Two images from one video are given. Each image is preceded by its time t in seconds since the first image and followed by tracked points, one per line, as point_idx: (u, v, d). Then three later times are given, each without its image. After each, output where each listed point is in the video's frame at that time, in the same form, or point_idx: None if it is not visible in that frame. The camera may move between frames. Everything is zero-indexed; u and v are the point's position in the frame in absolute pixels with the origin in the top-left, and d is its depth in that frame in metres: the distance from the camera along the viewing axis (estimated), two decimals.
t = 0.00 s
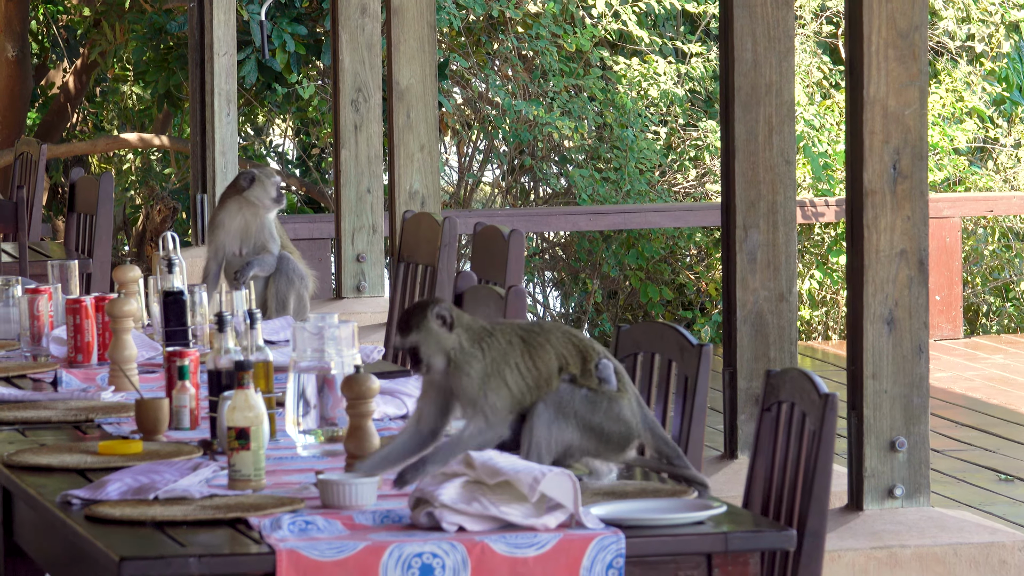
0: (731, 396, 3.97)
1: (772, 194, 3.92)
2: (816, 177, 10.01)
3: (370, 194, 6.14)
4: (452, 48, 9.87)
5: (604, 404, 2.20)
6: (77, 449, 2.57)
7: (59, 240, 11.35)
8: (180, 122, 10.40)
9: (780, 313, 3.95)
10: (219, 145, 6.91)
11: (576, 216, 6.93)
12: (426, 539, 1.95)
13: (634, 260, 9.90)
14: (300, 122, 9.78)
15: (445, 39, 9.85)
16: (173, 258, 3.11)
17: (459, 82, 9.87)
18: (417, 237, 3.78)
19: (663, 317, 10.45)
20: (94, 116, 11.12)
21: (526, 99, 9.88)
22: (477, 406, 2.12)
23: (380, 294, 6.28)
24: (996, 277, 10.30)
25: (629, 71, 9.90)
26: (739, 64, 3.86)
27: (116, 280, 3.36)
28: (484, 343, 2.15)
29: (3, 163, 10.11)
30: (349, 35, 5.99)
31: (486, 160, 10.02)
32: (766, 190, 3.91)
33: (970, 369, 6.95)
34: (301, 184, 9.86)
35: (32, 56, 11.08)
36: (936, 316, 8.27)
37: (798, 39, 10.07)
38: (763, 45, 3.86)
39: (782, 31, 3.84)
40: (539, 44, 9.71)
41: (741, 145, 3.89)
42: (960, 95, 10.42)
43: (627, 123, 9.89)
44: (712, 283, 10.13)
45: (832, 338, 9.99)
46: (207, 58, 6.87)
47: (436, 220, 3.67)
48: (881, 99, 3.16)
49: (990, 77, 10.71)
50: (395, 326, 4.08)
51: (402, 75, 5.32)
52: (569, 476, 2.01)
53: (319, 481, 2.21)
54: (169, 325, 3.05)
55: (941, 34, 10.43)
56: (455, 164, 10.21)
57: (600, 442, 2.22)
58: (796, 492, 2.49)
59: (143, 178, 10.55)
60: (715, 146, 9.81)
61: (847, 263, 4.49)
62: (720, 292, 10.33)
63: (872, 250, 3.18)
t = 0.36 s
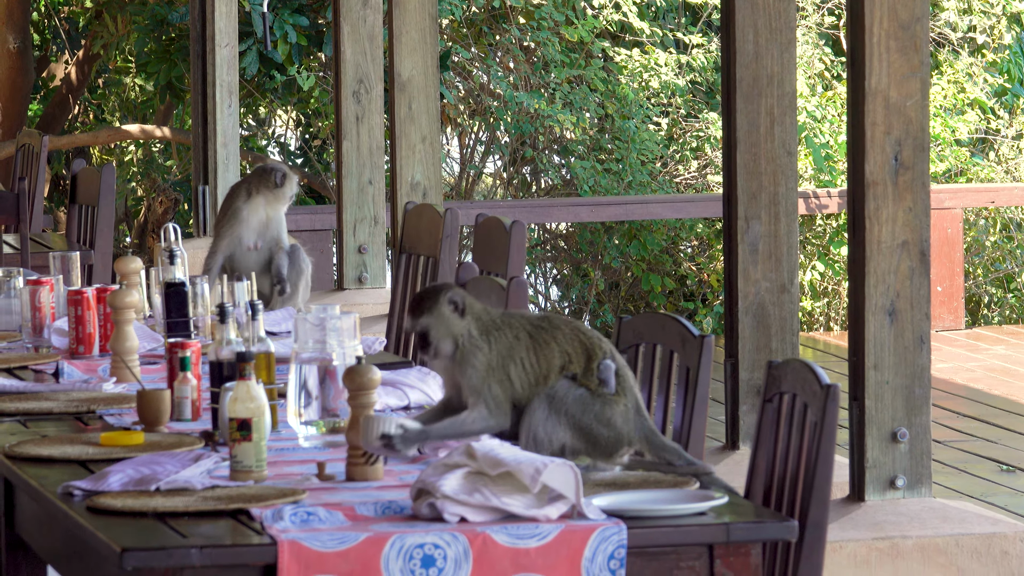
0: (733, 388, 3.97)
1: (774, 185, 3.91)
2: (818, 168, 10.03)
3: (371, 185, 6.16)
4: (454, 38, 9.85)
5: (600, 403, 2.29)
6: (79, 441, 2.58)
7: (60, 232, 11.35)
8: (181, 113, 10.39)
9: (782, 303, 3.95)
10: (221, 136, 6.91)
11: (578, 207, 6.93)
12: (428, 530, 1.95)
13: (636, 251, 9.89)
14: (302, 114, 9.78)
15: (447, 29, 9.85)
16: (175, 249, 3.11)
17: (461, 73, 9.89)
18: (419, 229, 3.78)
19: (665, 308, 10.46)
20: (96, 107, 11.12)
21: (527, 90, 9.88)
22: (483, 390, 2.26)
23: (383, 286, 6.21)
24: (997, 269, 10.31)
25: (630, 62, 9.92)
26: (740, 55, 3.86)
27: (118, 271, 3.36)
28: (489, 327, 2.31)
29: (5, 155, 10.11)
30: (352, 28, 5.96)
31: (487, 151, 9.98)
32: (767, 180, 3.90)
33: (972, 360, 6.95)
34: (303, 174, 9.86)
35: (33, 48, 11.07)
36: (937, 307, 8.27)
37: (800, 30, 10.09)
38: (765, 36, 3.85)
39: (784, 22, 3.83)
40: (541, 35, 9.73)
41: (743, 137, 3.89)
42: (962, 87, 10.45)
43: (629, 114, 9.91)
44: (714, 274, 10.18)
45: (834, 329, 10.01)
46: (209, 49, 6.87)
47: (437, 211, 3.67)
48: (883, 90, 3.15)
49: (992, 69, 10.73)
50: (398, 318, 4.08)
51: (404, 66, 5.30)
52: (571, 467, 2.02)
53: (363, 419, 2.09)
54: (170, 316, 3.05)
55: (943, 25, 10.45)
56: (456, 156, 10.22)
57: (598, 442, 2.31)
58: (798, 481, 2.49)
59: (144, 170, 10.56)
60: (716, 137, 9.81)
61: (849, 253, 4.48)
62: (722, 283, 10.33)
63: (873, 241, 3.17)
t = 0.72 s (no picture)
0: (731, 384, 3.96)
1: (772, 181, 3.91)
2: (815, 165, 10.03)
3: (369, 182, 6.13)
4: (451, 36, 9.94)
5: (604, 396, 2.47)
6: (76, 438, 2.57)
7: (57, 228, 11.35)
8: (179, 109, 10.38)
9: (779, 300, 3.95)
10: (219, 132, 6.90)
11: (575, 204, 6.92)
12: (426, 528, 1.95)
13: (633, 248, 9.90)
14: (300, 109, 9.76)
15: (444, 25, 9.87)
16: (173, 246, 3.10)
17: (459, 69, 9.89)
18: (416, 226, 3.78)
19: (663, 305, 10.46)
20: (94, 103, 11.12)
21: (526, 87, 9.85)
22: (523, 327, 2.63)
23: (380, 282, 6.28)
24: (995, 266, 10.33)
25: (628, 59, 9.90)
26: (738, 52, 3.85)
27: (115, 267, 3.35)
28: (552, 284, 2.64)
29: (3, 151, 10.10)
30: (348, 24, 5.96)
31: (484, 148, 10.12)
32: (765, 177, 3.90)
33: (969, 358, 6.95)
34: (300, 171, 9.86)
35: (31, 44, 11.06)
36: (935, 304, 8.27)
37: (798, 26, 10.09)
38: (763, 33, 3.84)
39: (782, 18, 3.83)
40: (539, 31, 9.73)
41: (740, 133, 3.88)
42: (960, 83, 10.46)
43: (627, 111, 9.85)
44: (711, 272, 10.16)
45: (832, 326, 10.03)
46: (207, 46, 6.87)
47: (435, 209, 3.67)
48: (880, 87, 3.15)
49: (990, 66, 10.73)
50: (395, 315, 4.07)
51: (402, 62, 5.31)
52: (568, 464, 2.02)
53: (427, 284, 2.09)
54: (167, 312, 3.04)
55: (941, 22, 10.46)
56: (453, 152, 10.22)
57: (599, 434, 2.47)
58: (795, 478, 2.50)
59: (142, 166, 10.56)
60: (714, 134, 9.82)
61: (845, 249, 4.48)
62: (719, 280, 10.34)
63: (871, 239, 3.17)
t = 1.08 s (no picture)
0: (726, 388, 3.96)
1: (767, 185, 3.91)
2: (810, 169, 10.03)
3: (364, 185, 6.13)
4: (448, 38, 9.92)
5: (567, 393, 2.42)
6: (71, 440, 2.57)
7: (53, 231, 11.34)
8: (175, 112, 10.38)
9: (775, 304, 3.94)
10: (215, 135, 6.91)
11: (570, 207, 6.93)
12: (421, 531, 1.95)
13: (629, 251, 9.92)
14: (295, 113, 9.77)
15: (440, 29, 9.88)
16: (168, 248, 3.10)
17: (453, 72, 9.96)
18: (411, 229, 3.77)
19: (658, 308, 10.48)
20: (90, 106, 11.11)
21: (521, 90, 9.92)
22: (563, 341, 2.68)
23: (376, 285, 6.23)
24: (990, 269, 10.35)
25: (624, 62, 9.89)
26: (733, 56, 3.85)
27: (110, 271, 3.35)
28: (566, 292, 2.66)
29: None
30: (344, 27, 5.94)
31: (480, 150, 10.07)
32: (760, 181, 3.90)
33: (964, 362, 6.95)
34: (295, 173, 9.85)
35: (27, 46, 11.05)
36: (930, 309, 8.28)
37: (793, 30, 10.10)
38: (758, 37, 3.84)
39: (777, 23, 3.83)
40: (534, 35, 9.74)
41: (736, 137, 3.88)
42: (955, 87, 10.47)
43: (623, 114, 9.84)
44: (706, 275, 10.18)
45: (827, 331, 10.05)
46: (202, 48, 6.87)
47: (430, 211, 3.66)
48: (876, 91, 3.15)
49: (985, 70, 10.74)
50: (390, 318, 4.07)
51: (397, 66, 5.29)
52: (563, 468, 2.02)
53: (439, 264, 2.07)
54: (162, 315, 3.05)
55: (936, 26, 10.48)
56: (449, 155, 10.25)
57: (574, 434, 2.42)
58: (790, 482, 2.50)
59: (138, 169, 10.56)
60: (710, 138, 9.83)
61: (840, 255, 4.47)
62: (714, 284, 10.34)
63: (866, 243, 3.17)
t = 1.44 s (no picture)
0: (718, 399, 3.95)
1: (759, 196, 3.90)
2: (803, 179, 10.04)
3: (357, 195, 6.11)
4: (440, 48, 9.86)
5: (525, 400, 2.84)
6: (63, 451, 2.57)
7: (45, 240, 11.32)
8: (167, 122, 10.37)
9: (768, 314, 3.91)
10: (207, 145, 6.91)
11: (562, 217, 6.93)
12: (413, 541, 1.95)
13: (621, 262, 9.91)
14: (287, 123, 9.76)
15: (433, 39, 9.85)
16: (161, 258, 3.09)
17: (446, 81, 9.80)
18: (405, 238, 3.77)
19: (650, 318, 10.48)
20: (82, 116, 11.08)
21: (514, 100, 9.87)
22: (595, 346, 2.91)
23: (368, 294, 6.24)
24: (982, 279, 10.36)
25: (616, 72, 9.89)
26: (726, 66, 3.84)
27: (103, 280, 3.35)
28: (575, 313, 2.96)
29: None
30: (337, 38, 5.97)
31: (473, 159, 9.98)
32: (752, 191, 3.88)
33: (957, 372, 6.95)
34: (287, 183, 9.82)
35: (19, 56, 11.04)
36: (922, 318, 8.28)
37: (786, 40, 10.10)
38: (750, 47, 3.84)
39: (769, 33, 3.83)
40: (527, 44, 9.73)
41: (728, 147, 3.87)
42: (947, 97, 10.51)
43: (615, 124, 9.88)
44: (699, 285, 10.19)
45: (819, 340, 10.05)
46: (195, 59, 6.88)
47: (423, 220, 3.66)
48: (868, 101, 3.14)
49: (977, 80, 10.77)
50: (382, 328, 4.06)
51: (389, 76, 5.31)
52: (554, 478, 2.02)
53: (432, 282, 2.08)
54: (155, 325, 3.05)
55: (928, 36, 10.52)
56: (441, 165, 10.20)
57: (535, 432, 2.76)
58: (783, 493, 2.50)
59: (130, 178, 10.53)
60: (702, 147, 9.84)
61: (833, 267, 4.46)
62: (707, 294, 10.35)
63: (859, 252, 3.15)
